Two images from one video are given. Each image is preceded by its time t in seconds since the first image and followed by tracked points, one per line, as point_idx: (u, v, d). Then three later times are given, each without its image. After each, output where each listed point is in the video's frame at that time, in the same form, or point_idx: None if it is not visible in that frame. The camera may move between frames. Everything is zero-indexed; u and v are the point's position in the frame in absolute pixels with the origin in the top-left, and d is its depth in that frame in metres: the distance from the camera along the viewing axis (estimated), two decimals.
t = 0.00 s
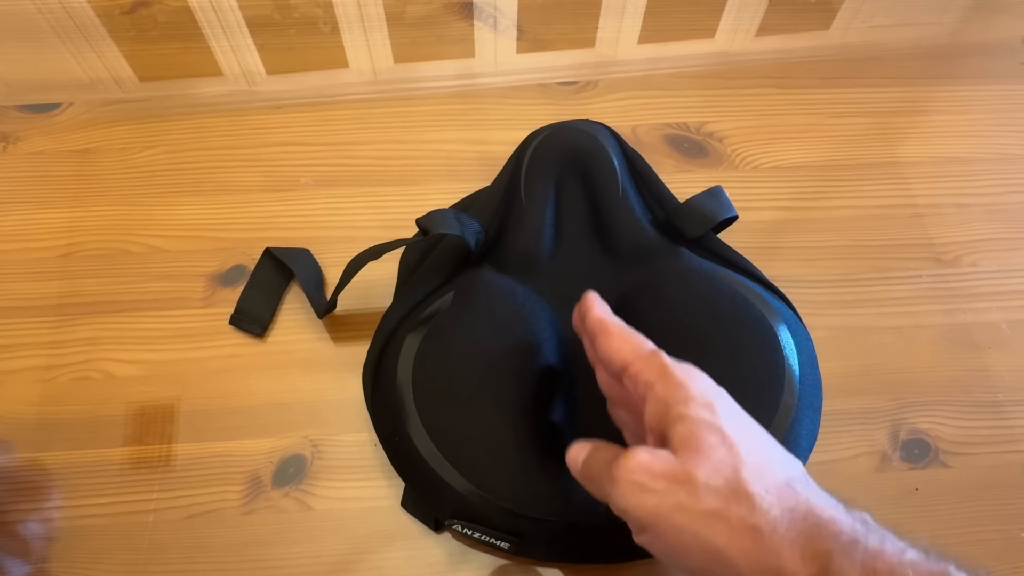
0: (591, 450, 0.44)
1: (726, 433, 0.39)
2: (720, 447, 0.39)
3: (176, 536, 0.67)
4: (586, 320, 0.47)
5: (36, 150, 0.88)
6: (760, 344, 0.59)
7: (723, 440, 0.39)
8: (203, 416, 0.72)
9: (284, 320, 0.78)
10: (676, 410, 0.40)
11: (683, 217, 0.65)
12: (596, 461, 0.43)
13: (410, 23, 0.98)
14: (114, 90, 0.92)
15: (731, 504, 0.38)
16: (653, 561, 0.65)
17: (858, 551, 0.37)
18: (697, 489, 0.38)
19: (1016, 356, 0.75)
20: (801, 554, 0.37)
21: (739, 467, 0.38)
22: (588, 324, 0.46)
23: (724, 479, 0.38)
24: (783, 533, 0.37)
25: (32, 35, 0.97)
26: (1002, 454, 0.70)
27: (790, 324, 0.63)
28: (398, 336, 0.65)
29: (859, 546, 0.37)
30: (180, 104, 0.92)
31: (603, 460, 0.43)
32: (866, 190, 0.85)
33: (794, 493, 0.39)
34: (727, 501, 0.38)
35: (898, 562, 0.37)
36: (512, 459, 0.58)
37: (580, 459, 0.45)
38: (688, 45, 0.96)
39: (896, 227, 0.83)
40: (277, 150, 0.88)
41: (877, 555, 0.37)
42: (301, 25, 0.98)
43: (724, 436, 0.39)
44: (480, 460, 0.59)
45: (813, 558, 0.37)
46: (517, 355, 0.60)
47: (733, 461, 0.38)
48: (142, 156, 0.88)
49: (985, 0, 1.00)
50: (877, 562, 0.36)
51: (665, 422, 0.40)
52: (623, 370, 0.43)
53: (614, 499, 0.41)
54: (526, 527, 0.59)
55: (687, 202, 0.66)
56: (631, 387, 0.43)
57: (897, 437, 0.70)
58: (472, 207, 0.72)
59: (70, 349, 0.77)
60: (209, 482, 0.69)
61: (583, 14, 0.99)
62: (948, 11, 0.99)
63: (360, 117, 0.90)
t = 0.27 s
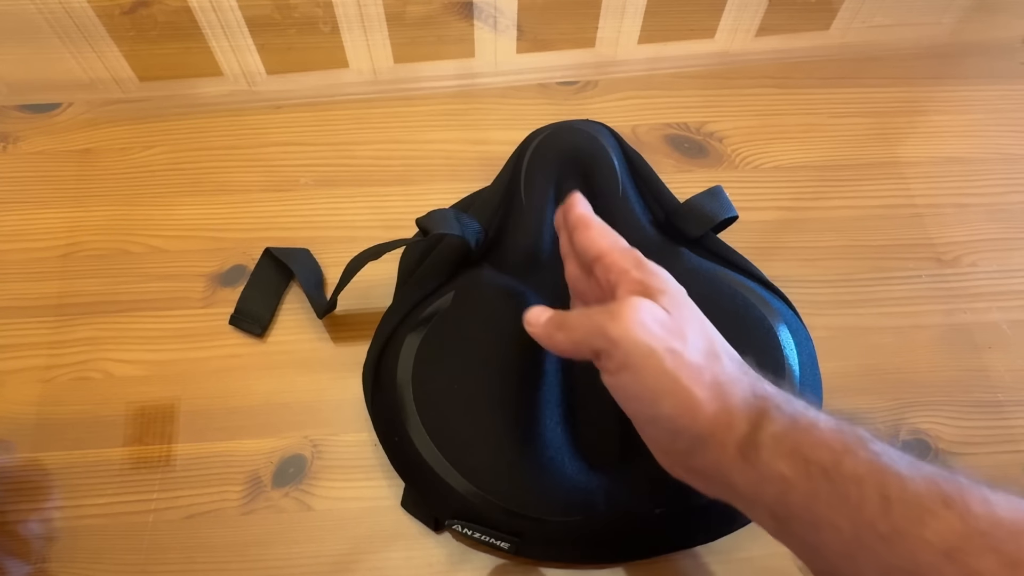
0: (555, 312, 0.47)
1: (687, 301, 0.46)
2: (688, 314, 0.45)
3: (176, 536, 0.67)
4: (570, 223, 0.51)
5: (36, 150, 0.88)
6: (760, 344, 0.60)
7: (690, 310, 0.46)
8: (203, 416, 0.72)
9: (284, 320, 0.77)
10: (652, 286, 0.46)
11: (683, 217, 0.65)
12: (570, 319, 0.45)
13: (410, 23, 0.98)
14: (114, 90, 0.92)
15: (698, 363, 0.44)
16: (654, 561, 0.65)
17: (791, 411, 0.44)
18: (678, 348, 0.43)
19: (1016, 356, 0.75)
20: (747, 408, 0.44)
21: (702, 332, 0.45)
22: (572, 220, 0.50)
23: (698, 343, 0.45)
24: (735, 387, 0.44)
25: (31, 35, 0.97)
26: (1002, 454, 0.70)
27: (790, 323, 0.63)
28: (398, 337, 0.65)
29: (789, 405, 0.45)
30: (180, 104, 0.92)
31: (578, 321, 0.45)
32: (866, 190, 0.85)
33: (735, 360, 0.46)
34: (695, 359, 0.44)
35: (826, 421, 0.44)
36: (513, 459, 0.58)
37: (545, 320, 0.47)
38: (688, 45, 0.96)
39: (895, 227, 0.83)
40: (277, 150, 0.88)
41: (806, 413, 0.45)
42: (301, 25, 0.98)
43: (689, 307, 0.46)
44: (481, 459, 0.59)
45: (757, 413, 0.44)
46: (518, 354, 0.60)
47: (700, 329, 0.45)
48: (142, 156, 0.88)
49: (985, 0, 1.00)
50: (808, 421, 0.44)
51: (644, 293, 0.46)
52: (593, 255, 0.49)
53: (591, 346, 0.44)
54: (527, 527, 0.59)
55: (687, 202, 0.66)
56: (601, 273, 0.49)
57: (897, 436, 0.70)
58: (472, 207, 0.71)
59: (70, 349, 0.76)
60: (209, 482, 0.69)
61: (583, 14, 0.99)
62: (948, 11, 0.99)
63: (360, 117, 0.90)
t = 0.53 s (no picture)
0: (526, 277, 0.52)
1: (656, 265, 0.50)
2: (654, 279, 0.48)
3: (176, 536, 0.67)
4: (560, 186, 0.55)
5: (36, 150, 0.88)
6: (760, 344, 0.60)
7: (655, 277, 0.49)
8: (203, 416, 0.72)
9: (284, 320, 0.77)
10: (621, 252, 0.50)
11: (683, 218, 0.65)
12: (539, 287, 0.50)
13: (410, 23, 0.98)
14: (114, 90, 0.92)
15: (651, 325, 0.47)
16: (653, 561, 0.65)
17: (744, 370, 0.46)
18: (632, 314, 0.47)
19: (1016, 356, 0.75)
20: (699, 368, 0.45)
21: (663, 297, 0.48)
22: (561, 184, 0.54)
23: (655, 307, 0.47)
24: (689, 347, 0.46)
25: (31, 35, 0.97)
26: (1003, 454, 0.70)
27: (790, 323, 0.63)
28: (398, 337, 0.65)
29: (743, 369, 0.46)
30: (180, 104, 0.92)
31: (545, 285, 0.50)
32: (866, 190, 0.85)
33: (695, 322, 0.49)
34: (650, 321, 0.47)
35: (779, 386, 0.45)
36: (513, 459, 0.59)
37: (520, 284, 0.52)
38: (688, 45, 0.96)
39: (895, 227, 0.83)
40: (277, 150, 0.88)
41: (758, 376, 0.45)
42: (301, 25, 0.98)
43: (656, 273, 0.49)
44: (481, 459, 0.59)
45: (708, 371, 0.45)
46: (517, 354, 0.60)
47: (661, 295, 0.48)
48: (142, 156, 0.88)
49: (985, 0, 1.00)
50: (759, 382, 0.45)
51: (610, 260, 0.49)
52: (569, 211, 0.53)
53: (553, 310, 0.49)
54: (527, 526, 0.59)
55: (687, 202, 0.66)
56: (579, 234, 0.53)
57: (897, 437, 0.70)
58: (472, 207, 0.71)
59: (70, 349, 0.77)
60: (209, 482, 0.69)
61: (583, 14, 0.99)
62: (948, 11, 0.99)
63: (360, 117, 0.90)
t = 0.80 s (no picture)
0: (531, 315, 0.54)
1: (670, 308, 0.49)
2: (663, 334, 0.48)
3: (176, 536, 0.67)
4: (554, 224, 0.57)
5: (36, 150, 0.88)
6: (760, 343, 0.60)
7: (664, 330, 0.48)
8: (203, 416, 0.72)
9: (284, 320, 0.77)
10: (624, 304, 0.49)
11: (683, 218, 0.65)
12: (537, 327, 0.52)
13: (410, 23, 0.98)
14: (114, 90, 0.92)
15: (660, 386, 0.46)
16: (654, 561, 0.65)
17: (764, 419, 0.44)
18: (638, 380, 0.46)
19: (1017, 356, 0.75)
20: (716, 422, 0.44)
21: (674, 347, 0.47)
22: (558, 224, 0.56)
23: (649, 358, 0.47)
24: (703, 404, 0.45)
25: (31, 35, 0.97)
26: (1003, 454, 0.70)
27: (790, 324, 0.63)
28: (398, 337, 0.65)
29: (765, 416, 0.44)
30: (180, 104, 0.92)
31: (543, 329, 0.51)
32: (866, 190, 0.85)
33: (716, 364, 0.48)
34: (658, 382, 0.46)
35: (804, 435, 0.43)
36: (513, 459, 0.59)
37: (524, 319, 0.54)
38: (688, 45, 0.96)
39: (895, 227, 0.83)
40: (277, 150, 0.88)
41: (782, 424, 0.44)
42: (301, 25, 0.98)
43: (668, 323, 0.48)
44: (481, 459, 0.59)
45: (728, 425, 0.44)
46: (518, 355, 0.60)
47: (661, 341, 0.47)
48: (142, 156, 0.88)
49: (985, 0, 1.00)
50: (783, 432, 0.43)
51: (618, 314, 0.49)
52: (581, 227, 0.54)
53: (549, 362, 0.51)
54: (527, 526, 0.59)
55: (687, 203, 0.66)
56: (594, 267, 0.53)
57: (898, 437, 0.70)
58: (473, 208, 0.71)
59: (70, 349, 0.76)
60: (209, 482, 0.69)
61: (583, 14, 0.99)
62: (948, 11, 0.99)
63: (359, 117, 0.90)
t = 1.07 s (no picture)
0: (499, 355, 0.53)
1: (647, 321, 0.50)
2: (644, 344, 0.49)
3: (176, 536, 0.67)
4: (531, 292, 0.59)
5: (36, 150, 0.88)
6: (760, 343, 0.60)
7: (643, 341, 0.49)
8: (203, 416, 0.72)
9: (284, 320, 0.77)
10: (600, 329, 0.51)
11: (683, 218, 0.65)
12: (516, 369, 0.52)
13: (410, 23, 0.98)
14: (114, 90, 0.92)
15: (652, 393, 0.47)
16: (654, 561, 0.65)
17: (759, 398, 0.44)
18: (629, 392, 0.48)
19: (1017, 356, 0.75)
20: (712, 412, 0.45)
21: (656, 354, 0.48)
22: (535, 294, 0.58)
23: (627, 371, 0.48)
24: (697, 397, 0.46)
25: (31, 35, 0.97)
26: (1003, 454, 0.70)
27: (789, 324, 0.63)
28: (398, 337, 0.65)
29: (760, 392, 0.44)
30: (180, 104, 0.92)
31: (522, 371, 0.51)
32: (866, 190, 0.85)
33: (706, 350, 0.48)
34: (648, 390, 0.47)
35: (801, 402, 0.43)
36: (512, 459, 0.58)
37: (489, 368, 0.53)
38: (689, 45, 0.96)
39: (895, 227, 0.83)
40: (277, 150, 0.88)
41: (778, 397, 0.44)
42: (301, 25, 0.98)
43: (647, 334, 0.49)
44: (480, 460, 0.59)
45: (725, 412, 0.44)
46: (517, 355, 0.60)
47: (636, 351, 0.49)
48: (142, 156, 0.88)
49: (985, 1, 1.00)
50: (779, 407, 0.43)
51: (597, 340, 0.50)
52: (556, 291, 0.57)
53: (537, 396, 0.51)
54: (527, 526, 0.59)
55: (687, 203, 0.66)
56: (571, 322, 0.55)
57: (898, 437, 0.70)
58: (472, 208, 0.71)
59: (70, 349, 0.76)
60: (209, 482, 0.69)
61: (583, 14, 0.99)
62: (948, 11, 0.99)
63: (359, 117, 0.90)
